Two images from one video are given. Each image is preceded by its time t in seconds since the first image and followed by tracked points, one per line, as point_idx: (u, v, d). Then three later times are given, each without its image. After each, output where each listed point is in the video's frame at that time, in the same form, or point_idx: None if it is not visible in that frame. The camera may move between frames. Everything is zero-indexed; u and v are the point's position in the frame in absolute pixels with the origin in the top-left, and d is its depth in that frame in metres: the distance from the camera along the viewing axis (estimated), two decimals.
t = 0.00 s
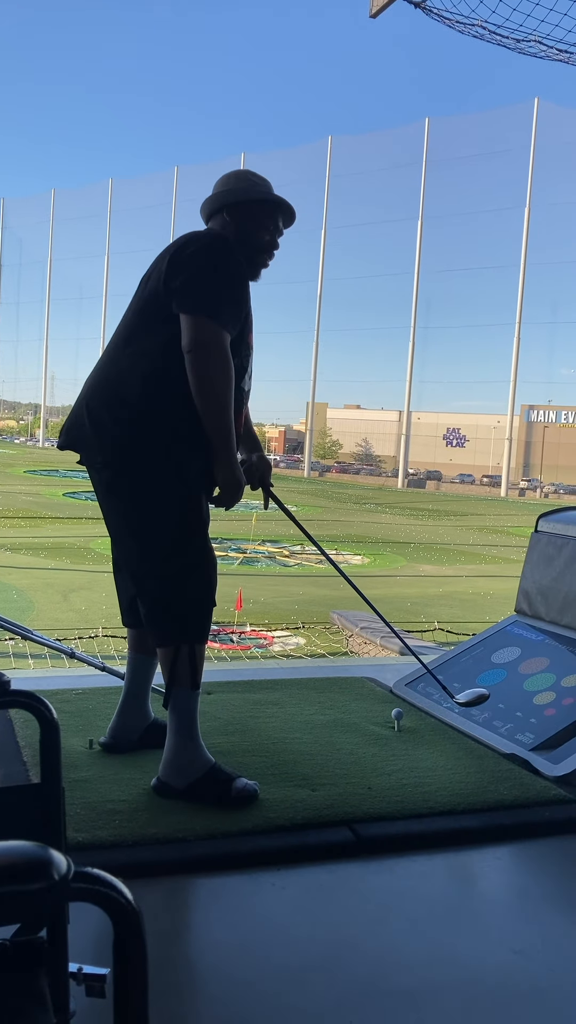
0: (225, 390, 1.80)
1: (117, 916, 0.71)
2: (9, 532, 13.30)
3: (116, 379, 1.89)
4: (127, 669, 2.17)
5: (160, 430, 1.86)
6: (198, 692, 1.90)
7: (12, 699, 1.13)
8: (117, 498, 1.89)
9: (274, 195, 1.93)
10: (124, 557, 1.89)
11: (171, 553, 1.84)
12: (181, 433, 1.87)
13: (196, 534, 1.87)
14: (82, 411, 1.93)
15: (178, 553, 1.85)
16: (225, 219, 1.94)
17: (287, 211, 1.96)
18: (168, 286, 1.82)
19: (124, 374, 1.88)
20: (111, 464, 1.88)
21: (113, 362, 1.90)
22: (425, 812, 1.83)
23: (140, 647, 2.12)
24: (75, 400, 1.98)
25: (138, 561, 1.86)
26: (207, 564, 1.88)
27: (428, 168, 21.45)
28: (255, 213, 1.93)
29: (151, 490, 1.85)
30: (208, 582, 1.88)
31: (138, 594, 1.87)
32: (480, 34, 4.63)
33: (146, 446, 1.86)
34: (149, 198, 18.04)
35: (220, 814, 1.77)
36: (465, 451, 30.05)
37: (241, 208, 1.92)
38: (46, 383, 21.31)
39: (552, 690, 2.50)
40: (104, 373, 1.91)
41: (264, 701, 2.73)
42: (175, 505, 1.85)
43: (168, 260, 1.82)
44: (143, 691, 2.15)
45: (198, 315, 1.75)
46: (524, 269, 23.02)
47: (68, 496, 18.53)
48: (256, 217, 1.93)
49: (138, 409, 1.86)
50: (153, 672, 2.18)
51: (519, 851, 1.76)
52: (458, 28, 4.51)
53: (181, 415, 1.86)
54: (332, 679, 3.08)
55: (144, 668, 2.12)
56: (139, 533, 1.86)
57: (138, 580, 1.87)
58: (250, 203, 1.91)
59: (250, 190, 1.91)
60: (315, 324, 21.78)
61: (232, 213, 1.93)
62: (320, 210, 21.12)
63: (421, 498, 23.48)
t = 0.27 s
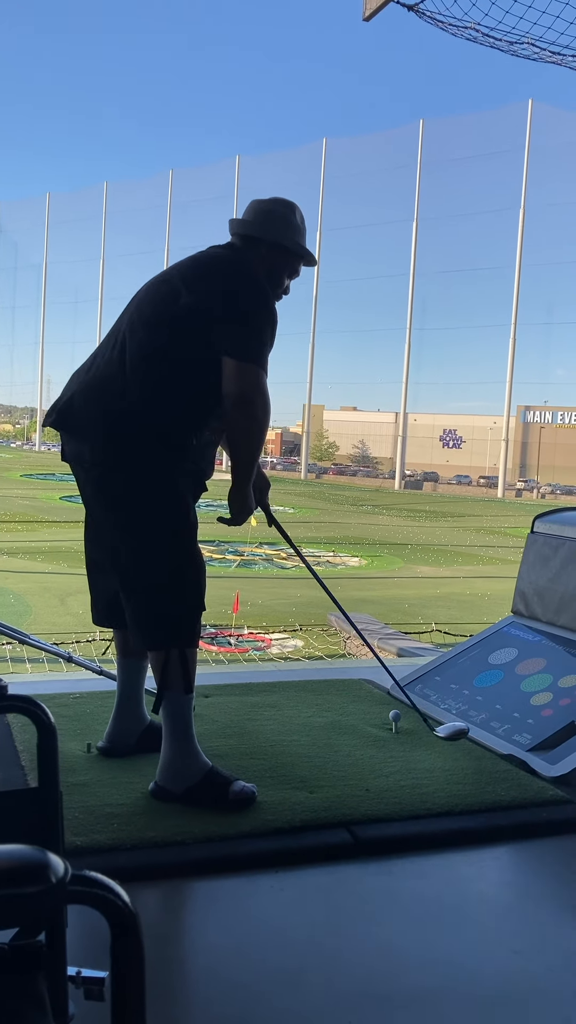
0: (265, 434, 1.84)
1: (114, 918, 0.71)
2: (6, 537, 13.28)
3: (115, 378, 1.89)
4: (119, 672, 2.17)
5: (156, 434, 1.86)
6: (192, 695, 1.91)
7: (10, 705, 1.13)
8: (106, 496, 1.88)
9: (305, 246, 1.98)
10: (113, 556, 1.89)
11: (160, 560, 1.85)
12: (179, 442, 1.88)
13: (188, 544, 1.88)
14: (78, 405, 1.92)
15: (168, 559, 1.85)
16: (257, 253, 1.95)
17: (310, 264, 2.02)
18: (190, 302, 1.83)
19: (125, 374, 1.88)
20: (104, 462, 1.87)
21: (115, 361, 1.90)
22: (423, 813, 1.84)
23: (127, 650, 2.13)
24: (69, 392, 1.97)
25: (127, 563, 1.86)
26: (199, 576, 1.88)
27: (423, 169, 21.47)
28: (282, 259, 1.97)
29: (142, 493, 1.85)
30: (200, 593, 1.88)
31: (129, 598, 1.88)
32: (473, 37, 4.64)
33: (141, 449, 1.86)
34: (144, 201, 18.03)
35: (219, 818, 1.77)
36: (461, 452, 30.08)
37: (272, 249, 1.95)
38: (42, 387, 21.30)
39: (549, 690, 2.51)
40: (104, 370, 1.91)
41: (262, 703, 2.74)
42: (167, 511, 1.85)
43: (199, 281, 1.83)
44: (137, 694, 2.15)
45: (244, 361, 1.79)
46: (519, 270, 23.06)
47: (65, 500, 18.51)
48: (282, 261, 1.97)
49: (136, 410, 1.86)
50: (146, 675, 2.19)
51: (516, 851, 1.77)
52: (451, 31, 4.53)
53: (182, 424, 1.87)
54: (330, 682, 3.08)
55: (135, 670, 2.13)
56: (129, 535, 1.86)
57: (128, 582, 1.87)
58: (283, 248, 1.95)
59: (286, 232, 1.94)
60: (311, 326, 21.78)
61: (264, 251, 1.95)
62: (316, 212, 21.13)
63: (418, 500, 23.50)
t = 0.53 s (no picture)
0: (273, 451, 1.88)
1: (107, 921, 0.71)
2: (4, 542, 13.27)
3: (113, 383, 1.88)
4: (114, 676, 2.17)
5: (158, 440, 1.86)
6: (192, 698, 1.91)
7: (4, 708, 1.14)
8: (107, 502, 1.87)
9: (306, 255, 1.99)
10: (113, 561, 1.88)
11: (163, 565, 1.85)
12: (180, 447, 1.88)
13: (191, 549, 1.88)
14: (75, 411, 1.91)
15: (171, 563, 1.85)
16: (259, 262, 1.95)
17: (310, 273, 2.03)
18: (191, 309, 1.83)
19: (124, 379, 1.87)
20: (104, 467, 1.87)
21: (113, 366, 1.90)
22: (420, 815, 1.84)
23: (122, 654, 2.13)
24: (65, 398, 1.96)
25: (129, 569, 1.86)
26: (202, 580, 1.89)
27: (417, 172, 21.49)
28: (285, 267, 1.97)
29: (145, 497, 1.85)
30: (203, 597, 1.89)
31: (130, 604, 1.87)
32: (466, 40, 4.65)
33: (142, 454, 1.86)
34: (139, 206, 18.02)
35: (216, 821, 1.77)
36: (458, 453, 30.10)
37: (274, 257, 1.95)
38: (39, 392, 21.30)
39: (546, 690, 2.51)
40: (102, 376, 1.90)
41: (259, 706, 2.74)
42: (169, 516, 1.86)
43: (200, 289, 1.84)
44: (133, 698, 2.15)
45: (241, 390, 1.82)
46: (514, 272, 23.09)
47: (62, 505, 18.50)
48: (284, 270, 1.98)
49: (137, 416, 1.86)
50: (140, 678, 2.19)
51: (513, 851, 1.77)
52: (444, 33, 4.54)
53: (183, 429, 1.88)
54: (327, 684, 3.08)
55: (130, 675, 2.13)
56: (132, 541, 1.86)
57: (130, 588, 1.86)
58: (285, 257, 1.95)
59: (287, 241, 1.94)
60: (306, 329, 21.78)
61: (266, 258, 1.95)
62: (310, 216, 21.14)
63: (415, 502, 23.51)
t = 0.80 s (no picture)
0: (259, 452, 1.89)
1: (110, 925, 0.71)
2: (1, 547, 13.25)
3: (112, 386, 1.88)
4: (114, 680, 2.17)
5: (157, 444, 1.86)
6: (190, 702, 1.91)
7: (5, 714, 1.14)
8: (107, 505, 1.87)
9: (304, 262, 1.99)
10: (112, 566, 1.88)
11: (164, 566, 1.85)
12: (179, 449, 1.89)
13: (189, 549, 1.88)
14: (74, 414, 1.90)
15: (172, 564, 1.85)
16: (256, 266, 1.95)
17: (307, 279, 2.02)
18: (190, 312, 1.84)
19: (123, 382, 1.87)
20: (105, 470, 1.86)
21: (112, 369, 1.89)
22: (420, 817, 1.84)
23: (121, 658, 2.13)
24: (63, 402, 1.95)
25: (130, 571, 1.86)
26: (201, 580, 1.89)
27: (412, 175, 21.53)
28: (282, 274, 1.96)
29: (146, 498, 1.85)
30: (203, 600, 1.89)
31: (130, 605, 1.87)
32: (460, 43, 4.66)
33: (142, 456, 1.86)
34: (135, 210, 18.04)
35: (217, 825, 1.77)
36: (455, 455, 30.11)
37: (272, 261, 1.94)
38: (36, 397, 21.28)
39: (545, 691, 2.51)
40: (100, 379, 1.90)
41: (258, 710, 2.74)
42: (169, 517, 1.86)
43: (199, 291, 1.85)
44: (133, 704, 2.15)
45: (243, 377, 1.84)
46: (510, 274, 23.13)
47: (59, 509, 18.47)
48: (282, 277, 1.97)
49: (136, 420, 1.86)
50: (140, 683, 2.19)
51: (513, 852, 1.77)
52: (438, 36, 4.55)
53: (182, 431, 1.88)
54: (326, 687, 3.08)
55: (130, 680, 2.13)
56: (132, 542, 1.85)
57: (130, 589, 1.86)
58: (284, 264, 1.95)
59: (284, 247, 1.94)
60: (302, 332, 21.80)
61: (263, 264, 1.94)
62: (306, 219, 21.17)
63: (413, 504, 23.51)
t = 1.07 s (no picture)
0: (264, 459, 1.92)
1: (106, 925, 0.72)
2: None
3: (113, 388, 1.88)
4: (114, 684, 2.17)
5: (157, 450, 1.87)
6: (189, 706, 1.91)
7: (3, 717, 1.14)
8: (107, 507, 1.88)
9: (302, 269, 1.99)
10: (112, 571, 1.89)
11: (164, 568, 1.85)
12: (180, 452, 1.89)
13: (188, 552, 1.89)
14: (75, 416, 1.91)
15: (171, 567, 1.86)
16: (254, 273, 1.96)
17: (306, 287, 2.03)
18: (191, 319, 1.84)
19: (124, 384, 1.88)
20: (105, 472, 1.87)
21: (113, 372, 1.90)
22: (420, 819, 1.85)
23: (121, 662, 2.13)
24: (65, 405, 1.96)
25: (129, 573, 1.86)
26: (201, 583, 1.90)
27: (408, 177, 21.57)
28: (279, 282, 1.97)
29: (144, 501, 1.86)
30: (203, 606, 1.89)
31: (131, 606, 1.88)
32: (455, 46, 4.67)
33: (142, 459, 1.86)
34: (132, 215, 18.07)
35: (216, 828, 1.78)
36: (454, 458, 30.11)
37: (269, 268, 1.95)
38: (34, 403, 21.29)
39: (544, 693, 2.52)
40: (101, 381, 1.90)
41: (258, 713, 2.74)
42: (169, 519, 1.87)
43: (199, 296, 1.85)
44: (132, 708, 2.15)
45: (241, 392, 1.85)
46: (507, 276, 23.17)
47: (58, 514, 18.46)
48: (280, 285, 1.98)
49: (136, 425, 1.86)
50: (139, 688, 2.19)
51: (512, 853, 1.77)
52: (433, 40, 4.56)
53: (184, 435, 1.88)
54: (325, 690, 3.08)
55: (129, 685, 2.13)
56: (131, 545, 1.86)
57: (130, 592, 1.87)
58: (281, 270, 1.95)
59: (284, 255, 1.95)
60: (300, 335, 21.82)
61: (261, 270, 1.95)
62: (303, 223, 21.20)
63: (412, 507, 23.51)
